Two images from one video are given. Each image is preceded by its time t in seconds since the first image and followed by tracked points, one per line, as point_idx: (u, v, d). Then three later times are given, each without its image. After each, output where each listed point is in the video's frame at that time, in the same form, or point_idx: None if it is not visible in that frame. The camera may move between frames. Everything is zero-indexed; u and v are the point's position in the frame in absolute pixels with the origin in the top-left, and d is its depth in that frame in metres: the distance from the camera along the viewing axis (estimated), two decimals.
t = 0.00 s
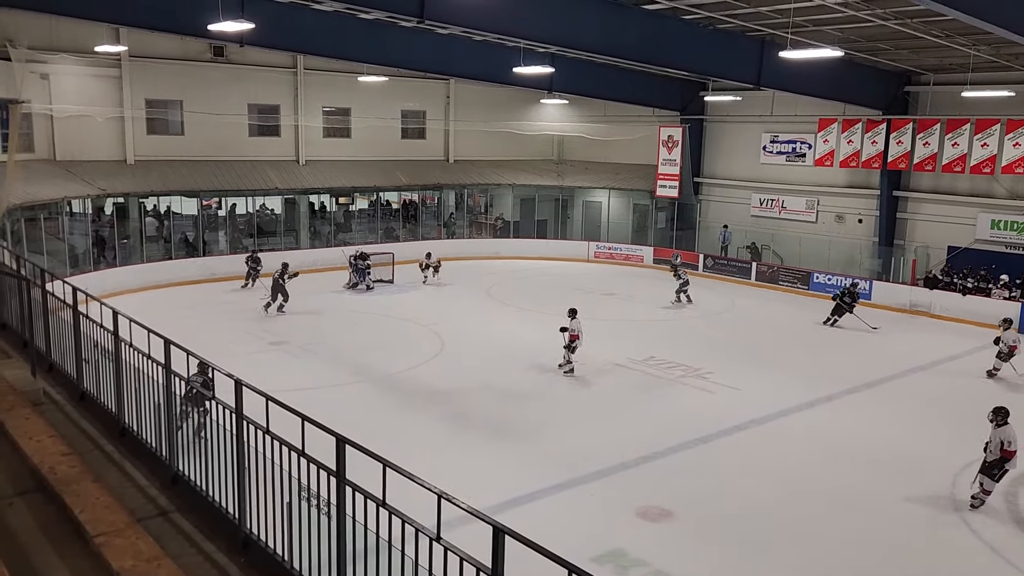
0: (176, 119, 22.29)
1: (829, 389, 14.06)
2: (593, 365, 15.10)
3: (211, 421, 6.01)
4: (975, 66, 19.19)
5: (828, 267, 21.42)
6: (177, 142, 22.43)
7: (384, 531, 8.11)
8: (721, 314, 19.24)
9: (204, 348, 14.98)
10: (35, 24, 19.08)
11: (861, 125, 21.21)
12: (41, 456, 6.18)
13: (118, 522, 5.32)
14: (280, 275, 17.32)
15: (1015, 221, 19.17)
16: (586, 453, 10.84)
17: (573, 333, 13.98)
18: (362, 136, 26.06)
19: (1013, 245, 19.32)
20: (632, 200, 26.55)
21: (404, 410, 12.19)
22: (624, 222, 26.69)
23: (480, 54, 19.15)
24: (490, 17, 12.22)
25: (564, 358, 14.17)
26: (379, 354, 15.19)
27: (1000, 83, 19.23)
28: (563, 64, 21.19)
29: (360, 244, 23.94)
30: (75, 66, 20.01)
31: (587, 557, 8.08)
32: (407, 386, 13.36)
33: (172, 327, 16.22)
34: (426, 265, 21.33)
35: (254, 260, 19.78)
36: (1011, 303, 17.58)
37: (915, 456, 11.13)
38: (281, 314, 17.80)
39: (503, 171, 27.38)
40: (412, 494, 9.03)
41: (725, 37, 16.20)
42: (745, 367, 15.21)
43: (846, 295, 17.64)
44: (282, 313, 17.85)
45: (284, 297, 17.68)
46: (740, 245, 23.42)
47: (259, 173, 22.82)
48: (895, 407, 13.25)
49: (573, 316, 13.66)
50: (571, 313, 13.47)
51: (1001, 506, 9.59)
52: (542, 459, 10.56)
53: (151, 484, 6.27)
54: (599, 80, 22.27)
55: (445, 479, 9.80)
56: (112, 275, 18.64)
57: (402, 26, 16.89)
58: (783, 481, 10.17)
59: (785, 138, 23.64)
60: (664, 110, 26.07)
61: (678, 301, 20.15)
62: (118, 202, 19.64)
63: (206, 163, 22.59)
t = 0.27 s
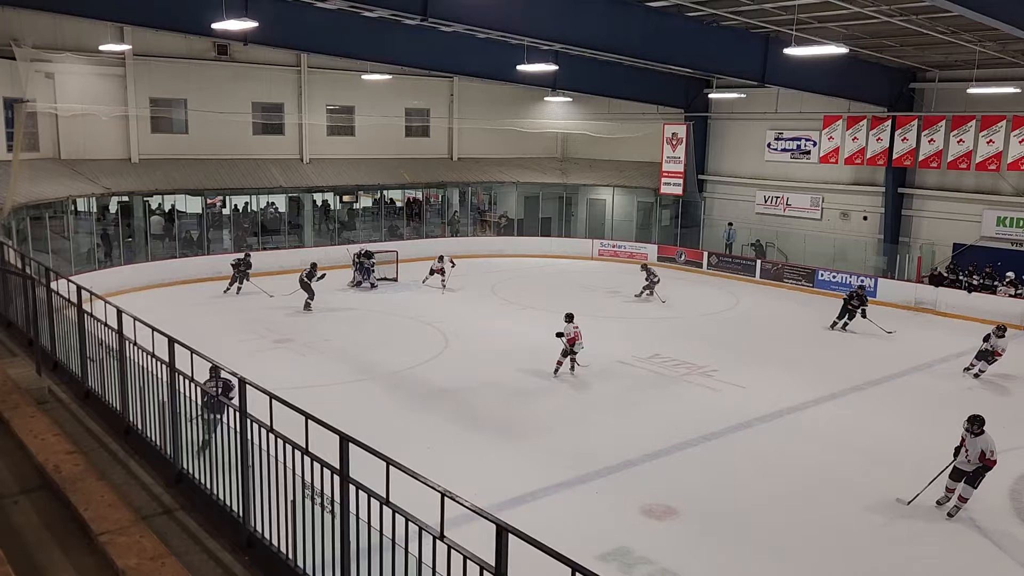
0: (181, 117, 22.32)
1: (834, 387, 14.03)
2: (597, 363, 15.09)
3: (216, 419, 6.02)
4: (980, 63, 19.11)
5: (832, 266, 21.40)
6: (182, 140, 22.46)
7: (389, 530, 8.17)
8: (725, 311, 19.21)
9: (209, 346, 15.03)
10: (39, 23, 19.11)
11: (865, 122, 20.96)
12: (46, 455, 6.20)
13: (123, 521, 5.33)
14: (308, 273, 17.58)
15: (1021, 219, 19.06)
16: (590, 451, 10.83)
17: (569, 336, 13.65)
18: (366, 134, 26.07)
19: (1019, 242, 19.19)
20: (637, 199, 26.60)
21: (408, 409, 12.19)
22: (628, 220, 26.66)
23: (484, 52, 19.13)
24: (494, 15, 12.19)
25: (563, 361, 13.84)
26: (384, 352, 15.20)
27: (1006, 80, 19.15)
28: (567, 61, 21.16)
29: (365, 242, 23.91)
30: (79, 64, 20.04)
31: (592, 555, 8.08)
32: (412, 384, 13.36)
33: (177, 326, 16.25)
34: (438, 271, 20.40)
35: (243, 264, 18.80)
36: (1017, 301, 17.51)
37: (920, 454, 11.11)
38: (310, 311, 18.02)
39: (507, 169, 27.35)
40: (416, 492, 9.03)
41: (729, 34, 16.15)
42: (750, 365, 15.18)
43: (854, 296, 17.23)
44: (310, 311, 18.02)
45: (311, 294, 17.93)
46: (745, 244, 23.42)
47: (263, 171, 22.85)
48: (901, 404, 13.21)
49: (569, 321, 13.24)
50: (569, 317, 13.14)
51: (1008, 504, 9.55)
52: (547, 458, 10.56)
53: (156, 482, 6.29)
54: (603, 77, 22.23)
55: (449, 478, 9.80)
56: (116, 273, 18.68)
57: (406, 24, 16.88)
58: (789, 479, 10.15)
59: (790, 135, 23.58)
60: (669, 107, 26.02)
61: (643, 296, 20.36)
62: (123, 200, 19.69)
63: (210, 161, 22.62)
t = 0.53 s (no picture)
0: (183, 115, 22.31)
1: (837, 384, 14.02)
2: (599, 360, 15.10)
3: (219, 416, 6.02)
4: (984, 58, 19.04)
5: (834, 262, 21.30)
6: (183, 138, 22.46)
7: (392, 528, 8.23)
8: (728, 308, 19.20)
9: (211, 343, 15.05)
10: (41, 21, 19.10)
11: (868, 118, 20.89)
12: (48, 452, 6.21)
13: (126, 517, 5.34)
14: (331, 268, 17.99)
15: None
16: (592, 448, 10.84)
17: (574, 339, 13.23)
18: (368, 131, 26.05)
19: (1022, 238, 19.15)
20: (640, 195, 26.32)
21: (410, 406, 12.19)
22: (630, 217, 26.62)
23: (486, 49, 19.11)
24: (496, 11, 12.16)
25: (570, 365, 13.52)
26: (386, 349, 15.21)
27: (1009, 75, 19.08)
28: (569, 58, 21.12)
29: (367, 240, 23.89)
30: (81, 62, 20.03)
31: (595, 552, 8.08)
32: (414, 382, 13.35)
33: (179, 323, 16.27)
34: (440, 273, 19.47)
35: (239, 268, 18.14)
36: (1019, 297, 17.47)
37: (922, 450, 11.11)
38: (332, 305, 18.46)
39: (509, 166, 27.33)
40: (419, 489, 9.04)
41: (731, 31, 16.11)
42: (752, 362, 15.17)
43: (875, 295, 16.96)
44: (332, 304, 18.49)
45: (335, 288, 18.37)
46: (747, 240, 23.40)
47: (265, 169, 22.85)
48: (904, 401, 13.19)
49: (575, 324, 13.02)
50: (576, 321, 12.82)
51: (1010, 500, 9.55)
52: (549, 455, 10.56)
53: (159, 479, 6.30)
54: (605, 74, 22.19)
55: (452, 474, 9.81)
56: (119, 271, 18.69)
57: (407, 21, 16.86)
58: (792, 476, 10.13)
59: (792, 131, 23.54)
60: (671, 104, 25.99)
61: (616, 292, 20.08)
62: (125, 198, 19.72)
63: (212, 159, 22.62)
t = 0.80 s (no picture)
0: (180, 112, 22.28)
1: (835, 379, 14.04)
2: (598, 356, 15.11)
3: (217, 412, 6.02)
4: (982, 53, 19.02)
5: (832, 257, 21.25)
6: (182, 135, 22.43)
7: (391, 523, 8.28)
8: (726, 303, 19.21)
9: (210, 340, 15.05)
10: (38, 17, 19.06)
11: (866, 113, 20.80)
12: (47, 448, 6.21)
13: (125, 514, 5.35)
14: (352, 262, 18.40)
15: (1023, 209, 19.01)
16: (591, 443, 10.86)
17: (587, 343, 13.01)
18: (366, 127, 26.03)
19: (1021, 233, 19.17)
20: (637, 191, 26.48)
21: (409, 402, 12.20)
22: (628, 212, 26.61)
23: (484, 45, 19.08)
24: (494, 7, 12.14)
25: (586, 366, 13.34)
26: (385, 346, 15.21)
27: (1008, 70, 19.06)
28: (567, 54, 21.09)
29: (365, 236, 23.85)
30: (78, 59, 20.00)
31: (595, 547, 8.10)
32: (413, 378, 13.36)
33: (178, 320, 16.27)
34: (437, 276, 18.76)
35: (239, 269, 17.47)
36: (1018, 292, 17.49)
37: (921, 445, 11.13)
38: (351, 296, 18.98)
39: (507, 162, 27.33)
40: (418, 485, 9.06)
41: (729, 26, 16.09)
42: (750, 357, 15.19)
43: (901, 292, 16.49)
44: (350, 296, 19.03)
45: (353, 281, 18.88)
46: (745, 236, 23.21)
47: (263, 165, 22.85)
48: (902, 396, 13.21)
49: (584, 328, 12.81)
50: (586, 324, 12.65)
51: (1009, 495, 9.58)
52: (548, 450, 10.58)
53: (158, 476, 6.31)
54: (603, 70, 22.17)
55: (451, 470, 9.83)
56: (117, 268, 18.68)
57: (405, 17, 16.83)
58: (790, 471, 10.16)
59: (790, 127, 23.53)
60: (669, 99, 25.97)
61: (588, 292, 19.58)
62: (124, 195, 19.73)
63: (210, 155, 22.59)
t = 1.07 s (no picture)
0: (175, 109, 22.23)
1: (831, 374, 14.07)
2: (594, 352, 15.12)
3: (212, 410, 6.03)
4: (977, 48, 19.02)
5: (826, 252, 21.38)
6: (177, 131, 22.38)
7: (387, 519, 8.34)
8: (722, 299, 19.24)
9: (205, 337, 15.03)
10: (31, 14, 18.98)
11: (862, 109, 21.04)
12: (42, 445, 6.22)
13: (121, 511, 5.35)
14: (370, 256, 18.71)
15: (1017, 204, 19.03)
16: (587, 439, 10.88)
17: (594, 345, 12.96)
18: (361, 124, 25.97)
19: (1015, 228, 19.19)
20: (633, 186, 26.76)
21: (405, 399, 12.21)
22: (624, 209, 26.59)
23: (480, 41, 19.05)
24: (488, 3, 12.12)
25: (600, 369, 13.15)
26: (381, 342, 15.20)
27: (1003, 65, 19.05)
28: (562, 50, 21.06)
29: (361, 233, 23.71)
30: (72, 55, 19.93)
31: (591, 542, 8.13)
32: (409, 374, 13.37)
33: (173, 317, 16.25)
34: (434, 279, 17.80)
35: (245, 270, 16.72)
36: (1013, 287, 17.52)
37: (916, 440, 11.16)
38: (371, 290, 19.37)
39: (503, 158, 27.31)
40: (415, 481, 9.08)
41: (724, 22, 16.09)
42: (746, 353, 15.22)
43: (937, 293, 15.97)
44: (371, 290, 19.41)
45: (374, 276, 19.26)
46: (741, 232, 23.54)
47: (258, 162, 22.81)
48: (898, 391, 13.24)
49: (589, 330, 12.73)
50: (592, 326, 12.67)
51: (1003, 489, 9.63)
52: (545, 446, 10.59)
53: (153, 473, 6.32)
54: (599, 65, 22.15)
55: (448, 466, 9.84)
56: (112, 265, 18.65)
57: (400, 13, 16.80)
58: (785, 466, 10.19)
59: (786, 122, 23.54)
60: (665, 95, 25.96)
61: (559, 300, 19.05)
62: (119, 192, 19.73)
63: (205, 152, 22.54)
